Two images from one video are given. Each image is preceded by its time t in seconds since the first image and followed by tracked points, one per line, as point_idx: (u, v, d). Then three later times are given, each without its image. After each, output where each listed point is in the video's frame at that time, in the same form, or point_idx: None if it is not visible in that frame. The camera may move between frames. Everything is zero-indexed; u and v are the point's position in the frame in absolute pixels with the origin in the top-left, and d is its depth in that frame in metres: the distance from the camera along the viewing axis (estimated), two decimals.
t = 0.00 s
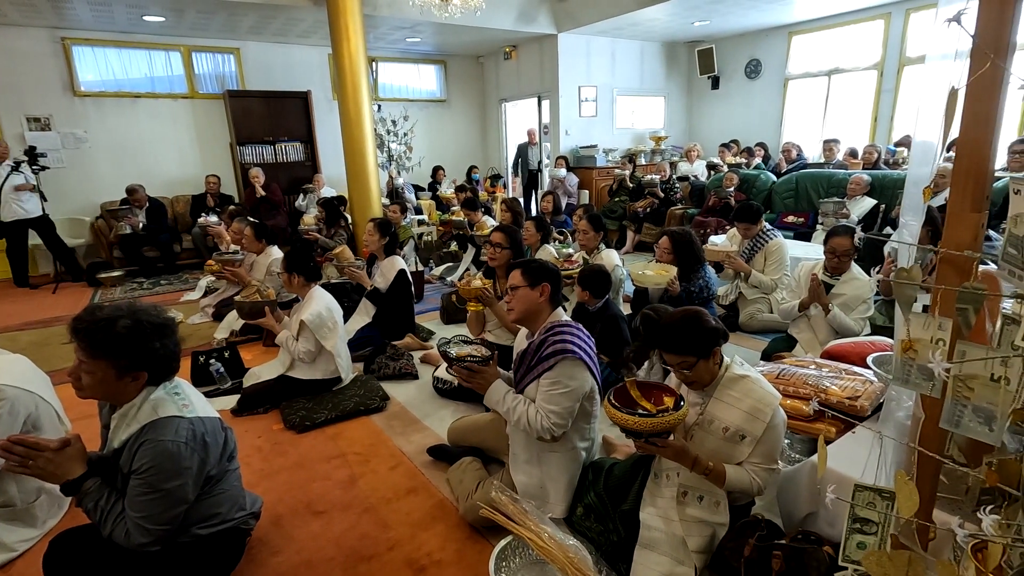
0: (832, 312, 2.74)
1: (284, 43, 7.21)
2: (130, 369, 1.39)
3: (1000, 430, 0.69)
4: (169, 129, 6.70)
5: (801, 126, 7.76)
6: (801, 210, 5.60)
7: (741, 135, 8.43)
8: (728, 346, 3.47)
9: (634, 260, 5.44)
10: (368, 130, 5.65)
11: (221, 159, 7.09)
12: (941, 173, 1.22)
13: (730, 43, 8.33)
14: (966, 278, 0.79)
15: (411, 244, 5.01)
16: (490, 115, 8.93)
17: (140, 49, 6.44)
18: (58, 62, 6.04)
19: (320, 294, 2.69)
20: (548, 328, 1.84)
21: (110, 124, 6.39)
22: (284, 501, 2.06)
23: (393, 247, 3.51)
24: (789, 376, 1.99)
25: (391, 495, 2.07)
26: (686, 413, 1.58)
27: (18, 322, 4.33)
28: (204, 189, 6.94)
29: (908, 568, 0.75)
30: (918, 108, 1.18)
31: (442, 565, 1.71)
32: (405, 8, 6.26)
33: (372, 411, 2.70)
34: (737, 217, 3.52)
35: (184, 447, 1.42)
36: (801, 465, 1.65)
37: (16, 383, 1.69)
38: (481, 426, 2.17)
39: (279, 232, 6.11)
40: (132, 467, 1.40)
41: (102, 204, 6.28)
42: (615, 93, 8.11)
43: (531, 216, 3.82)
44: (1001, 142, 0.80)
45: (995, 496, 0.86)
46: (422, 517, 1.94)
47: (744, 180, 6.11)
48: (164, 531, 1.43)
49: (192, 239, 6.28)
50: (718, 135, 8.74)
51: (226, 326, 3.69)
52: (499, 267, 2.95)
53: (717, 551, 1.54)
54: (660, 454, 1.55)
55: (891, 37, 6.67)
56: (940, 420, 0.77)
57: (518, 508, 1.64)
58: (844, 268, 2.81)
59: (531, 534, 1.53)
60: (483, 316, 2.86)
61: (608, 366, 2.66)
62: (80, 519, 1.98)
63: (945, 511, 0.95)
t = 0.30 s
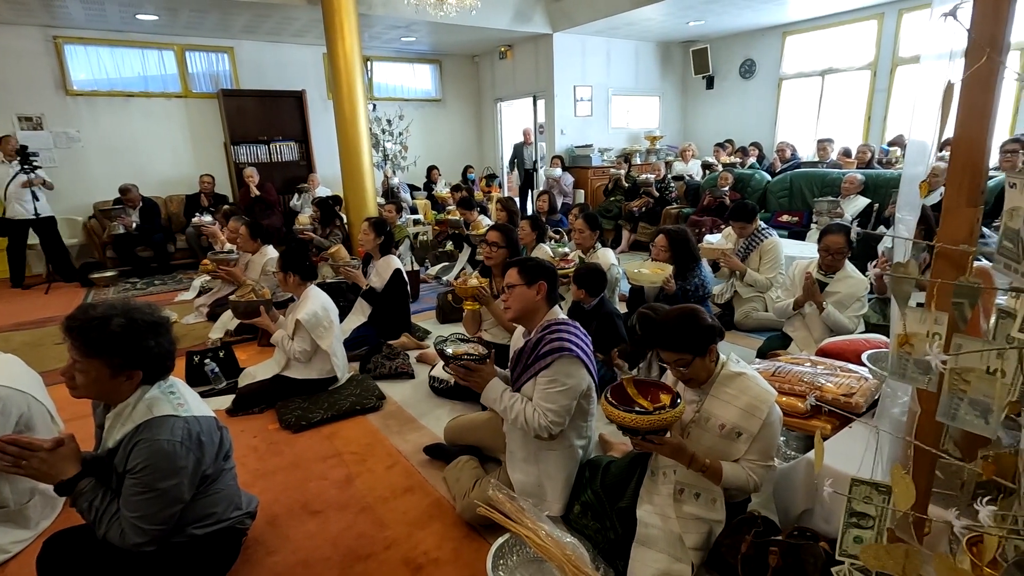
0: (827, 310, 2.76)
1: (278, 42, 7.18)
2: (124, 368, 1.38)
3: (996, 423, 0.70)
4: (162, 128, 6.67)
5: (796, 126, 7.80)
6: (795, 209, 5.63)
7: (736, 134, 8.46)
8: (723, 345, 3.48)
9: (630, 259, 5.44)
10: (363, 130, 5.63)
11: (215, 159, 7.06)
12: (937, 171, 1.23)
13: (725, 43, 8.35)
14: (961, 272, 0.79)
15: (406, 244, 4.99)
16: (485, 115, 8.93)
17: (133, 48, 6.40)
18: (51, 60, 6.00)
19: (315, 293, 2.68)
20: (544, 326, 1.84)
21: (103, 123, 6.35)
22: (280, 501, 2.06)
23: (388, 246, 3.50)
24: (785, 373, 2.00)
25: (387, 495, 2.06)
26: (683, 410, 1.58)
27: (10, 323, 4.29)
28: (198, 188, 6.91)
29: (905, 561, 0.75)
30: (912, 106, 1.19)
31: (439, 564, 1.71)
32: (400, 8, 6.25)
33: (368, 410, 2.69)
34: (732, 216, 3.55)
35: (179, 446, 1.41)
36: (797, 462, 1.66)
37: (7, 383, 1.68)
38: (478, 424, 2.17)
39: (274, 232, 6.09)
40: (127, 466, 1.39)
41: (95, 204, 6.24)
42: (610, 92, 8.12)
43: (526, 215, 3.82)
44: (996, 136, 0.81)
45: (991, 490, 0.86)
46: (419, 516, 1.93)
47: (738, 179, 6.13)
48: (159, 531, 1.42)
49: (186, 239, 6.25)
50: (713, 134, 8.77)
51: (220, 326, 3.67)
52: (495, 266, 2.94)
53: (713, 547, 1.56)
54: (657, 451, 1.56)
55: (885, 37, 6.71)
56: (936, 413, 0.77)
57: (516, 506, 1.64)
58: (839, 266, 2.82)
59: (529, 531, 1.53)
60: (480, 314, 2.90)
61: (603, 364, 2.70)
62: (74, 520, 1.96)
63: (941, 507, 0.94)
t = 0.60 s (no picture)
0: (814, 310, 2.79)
1: (271, 42, 7.17)
2: (116, 367, 1.38)
3: (959, 413, 0.73)
4: (154, 128, 6.64)
5: (786, 126, 7.86)
6: (785, 209, 5.68)
7: (728, 135, 8.52)
8: (713, 343, 3.51)
9: (622, 258, 5.48)
10: (356, 130, 5.63)
11: (207, 159, 7.04)
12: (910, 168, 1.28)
13: (716, 44, 8.41)
14: (930, 268, 0.82)
15: (399, 244, 5.00)
16: (478, 115, 8.95)
17: (124, 47, 6.37)
18: (41, 60, 5.96)
19: (308, 293, 2.69)
20: (534, 324, 1.85)
21: (94, 123, 6.32)
22: (273, 499, 2.07)
23: (380, 246, 3.52)
24: (771, 371, 2.03)
25: (380, 492, 2.08)
26: (670, 407, 1.60)
27: None
28: (190, 189, 6.89)
29: (875, 547, 0.78)
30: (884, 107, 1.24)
31: (431, 560, 1.73)
32: (393, 8, 6.26)
33: (360, 409, 2.70)
34: (722, 216, 3.59)
35: (171, 444, 1.42)
36: (782, 457, 1.69)
37: None
38: (469, 422, 2.19)
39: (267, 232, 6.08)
40: (119, 464, 1.40)
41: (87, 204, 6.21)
42: (602, 93, 8.16)
43: (518, 215, 3.84)
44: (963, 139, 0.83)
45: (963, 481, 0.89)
46: (411, 513, 1.95)
47: (729, 180, 6.18)
48: (151, 528, 1.43)
49: (178, 239, 6.23)
50: (705, 135, 8.82)
51: (212, 326, 3.67)
52: (487, 266, 2.96)
53: (701, 542, 1.61)
54: (644, 447, 1.58)
55: (873, 39, 6.78)
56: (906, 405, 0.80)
57: (506, 501, 1.66)
58: (826, 265, 2.86)
59: (518, 527, 1.55)
60: (471, 313, 2.91)
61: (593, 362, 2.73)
62: (66, 519, 1.97)
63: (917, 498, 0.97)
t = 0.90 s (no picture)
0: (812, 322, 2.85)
1: (265, 42, 7.17)
2: (113, 364, 1.40)
3: (929, 401, 0.75)
4: (147, 127, 6.63)
5: (778, 127, 7.92)
6: (777, 209, 5.73)
7: (721, 135, 8.57)
8: (705, 341, 3.54)
9: (616, 258, 5.51)
10: (351, 130, 5.65)
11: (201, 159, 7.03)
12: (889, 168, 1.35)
13: (709, 45, 8.47)
14: (904, 263, 0.86)
15: (394, 244, 5.02)
16: (472, 115, 8.97)
17: (117, 46, 6.35)
18: (33, 59, 5.94)
19: (303, 292, 2.71)
20: (528, 321, 1.88)
21: (87, 122, 6.30)
22: (268, 496, 2.08)
23: (375, 245, 3.54)
24: (760, 367, 2.07)
25: (374, 489, 2.10)
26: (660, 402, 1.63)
27: None
28: (184, 188, 6.88)
29: (851, 531, 0.82)
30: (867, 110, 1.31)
31: (425, 555, 1.75)
32: (388, 9, 6.27)
33: (355, 407, 2.72)
34: (713, 217, 3.64)
35: (168, 439, 1.44)
36: (769, 452, 1.73)
37: None
38: (463, 419, 2.22)
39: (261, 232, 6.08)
40: (116, 459, 1.42)
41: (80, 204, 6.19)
42: (596, 93, 8.20)
43: (512, 215, 3.86)
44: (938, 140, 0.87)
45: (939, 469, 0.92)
46: (405, 509, 1.97)
47: (722, 180, 6.23)
48: (148, 524, 1.45)
49: (172, 239, 6.22)
50: (698, 135, 8.88)
51: (207, 325, 3.67)
52: (481, 265, 2.99)
53: (691, 534, 1.65)
54: (635, 442, 1.61)
55: (864, 41, 6.86)
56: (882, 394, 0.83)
57: (499, 496, 1.69)
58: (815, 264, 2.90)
59: (511, 520, 1.58)
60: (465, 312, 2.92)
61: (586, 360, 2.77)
62: (62, 516, 1.98)
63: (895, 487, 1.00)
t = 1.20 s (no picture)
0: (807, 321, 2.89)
1: (261, 42, 7.16)
2: (113, 362, 1.41)
3: (916, 396, 0.77)
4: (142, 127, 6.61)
5: (773, 128, 7.97)
6: (772, 209, 5.77)
7: (716, 136, 8.61)
8: (700, 340, 3.57)
9: (612, 258, 5.53)
10: (347, 130, 5.66)
11: (197, 159, 7.02)
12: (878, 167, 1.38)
13: (704, 46, 8.51)
14: (892, 261, 0.88)
15: (390, 244, 5.03)
16: (468, 116, 8.98)
17: (112, 46, 6.33)
18: (27, 58, 5.92)
19: (300, 291, 2.72)
20: (525, 321, 1.89)
21: (81, 122, 6.28)
22: (265, 494, 2.09)
23: (372, 245, 3.55)
24: (754, 365, 2.10)
25: (371, 487, 2.11)
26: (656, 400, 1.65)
27: None
28: (179, 188, 6.86)
29: (841, 523, 0.84)
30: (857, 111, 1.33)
31: (422, 552, 1.76)
32: (384, 9, 6.28)
33: (352, 406, 2.73)
34: (708, 217, 3.67)
35: (167, 437, 1.45)
36: (763, 449, 1.75)
37: None
38: (460, 418, 2.23)
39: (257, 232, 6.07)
40: (115, 458, 1.43)
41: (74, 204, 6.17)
42: (592, 94, 8.22)
43: (508, 215, 3.88)
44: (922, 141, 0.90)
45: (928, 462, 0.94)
46: (403, 507, 1.98)
47: (717, 180, 6.27)
48: (147, 521, 1.46)
49: (167, 239, 6.20)
50: (693, 136, 8.92)
51: (203, 325, 3.67)
52: (478, 264, 3.01)
53: (686, 530, 1.68)
54: (631, 439, 1.63)
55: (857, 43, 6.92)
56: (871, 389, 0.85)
57: (496, 493, 1.71)
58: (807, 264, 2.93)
59: (508, 516, 1.59)
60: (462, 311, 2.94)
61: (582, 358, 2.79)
62: (60, 515, 1.98)
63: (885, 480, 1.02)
